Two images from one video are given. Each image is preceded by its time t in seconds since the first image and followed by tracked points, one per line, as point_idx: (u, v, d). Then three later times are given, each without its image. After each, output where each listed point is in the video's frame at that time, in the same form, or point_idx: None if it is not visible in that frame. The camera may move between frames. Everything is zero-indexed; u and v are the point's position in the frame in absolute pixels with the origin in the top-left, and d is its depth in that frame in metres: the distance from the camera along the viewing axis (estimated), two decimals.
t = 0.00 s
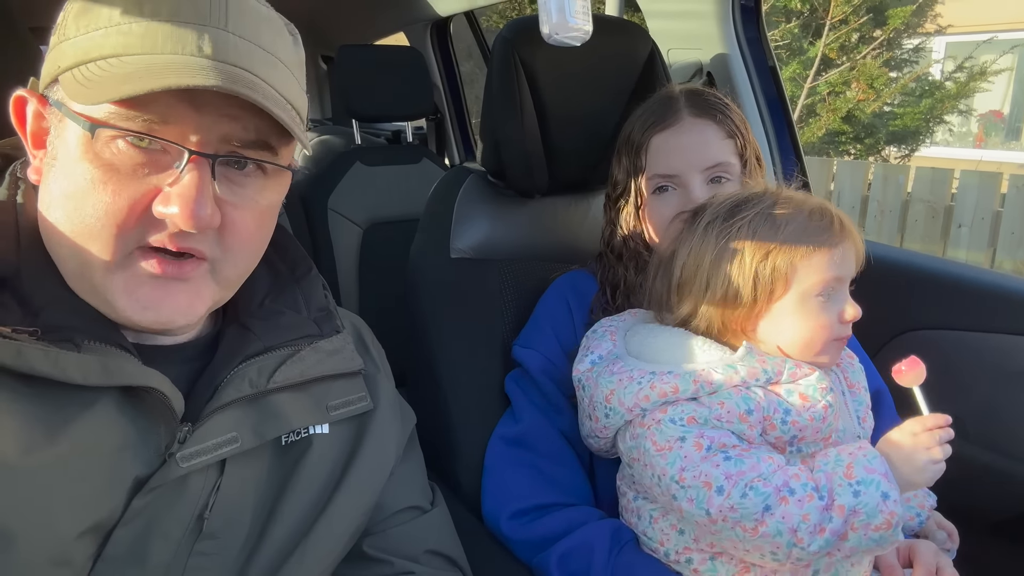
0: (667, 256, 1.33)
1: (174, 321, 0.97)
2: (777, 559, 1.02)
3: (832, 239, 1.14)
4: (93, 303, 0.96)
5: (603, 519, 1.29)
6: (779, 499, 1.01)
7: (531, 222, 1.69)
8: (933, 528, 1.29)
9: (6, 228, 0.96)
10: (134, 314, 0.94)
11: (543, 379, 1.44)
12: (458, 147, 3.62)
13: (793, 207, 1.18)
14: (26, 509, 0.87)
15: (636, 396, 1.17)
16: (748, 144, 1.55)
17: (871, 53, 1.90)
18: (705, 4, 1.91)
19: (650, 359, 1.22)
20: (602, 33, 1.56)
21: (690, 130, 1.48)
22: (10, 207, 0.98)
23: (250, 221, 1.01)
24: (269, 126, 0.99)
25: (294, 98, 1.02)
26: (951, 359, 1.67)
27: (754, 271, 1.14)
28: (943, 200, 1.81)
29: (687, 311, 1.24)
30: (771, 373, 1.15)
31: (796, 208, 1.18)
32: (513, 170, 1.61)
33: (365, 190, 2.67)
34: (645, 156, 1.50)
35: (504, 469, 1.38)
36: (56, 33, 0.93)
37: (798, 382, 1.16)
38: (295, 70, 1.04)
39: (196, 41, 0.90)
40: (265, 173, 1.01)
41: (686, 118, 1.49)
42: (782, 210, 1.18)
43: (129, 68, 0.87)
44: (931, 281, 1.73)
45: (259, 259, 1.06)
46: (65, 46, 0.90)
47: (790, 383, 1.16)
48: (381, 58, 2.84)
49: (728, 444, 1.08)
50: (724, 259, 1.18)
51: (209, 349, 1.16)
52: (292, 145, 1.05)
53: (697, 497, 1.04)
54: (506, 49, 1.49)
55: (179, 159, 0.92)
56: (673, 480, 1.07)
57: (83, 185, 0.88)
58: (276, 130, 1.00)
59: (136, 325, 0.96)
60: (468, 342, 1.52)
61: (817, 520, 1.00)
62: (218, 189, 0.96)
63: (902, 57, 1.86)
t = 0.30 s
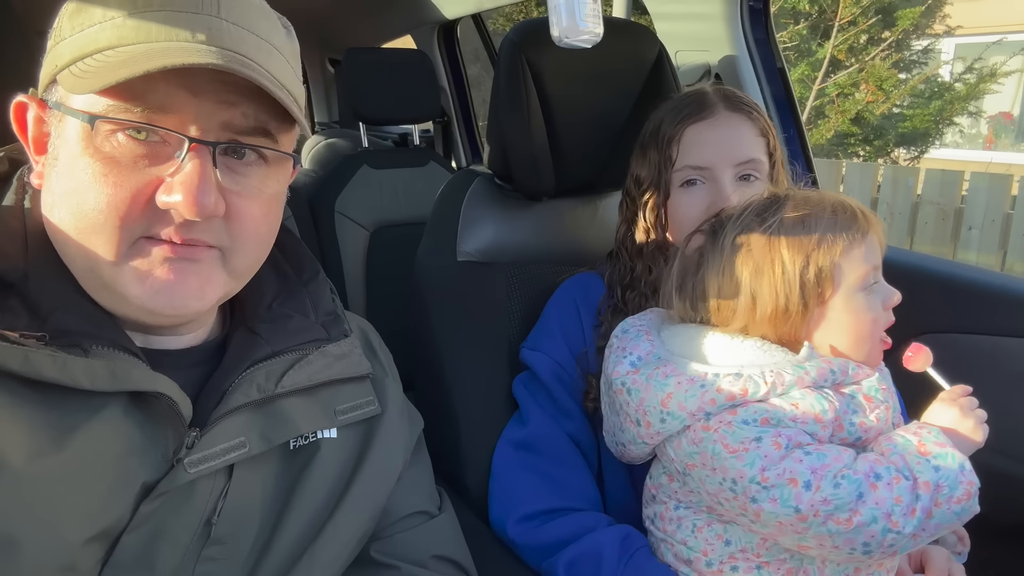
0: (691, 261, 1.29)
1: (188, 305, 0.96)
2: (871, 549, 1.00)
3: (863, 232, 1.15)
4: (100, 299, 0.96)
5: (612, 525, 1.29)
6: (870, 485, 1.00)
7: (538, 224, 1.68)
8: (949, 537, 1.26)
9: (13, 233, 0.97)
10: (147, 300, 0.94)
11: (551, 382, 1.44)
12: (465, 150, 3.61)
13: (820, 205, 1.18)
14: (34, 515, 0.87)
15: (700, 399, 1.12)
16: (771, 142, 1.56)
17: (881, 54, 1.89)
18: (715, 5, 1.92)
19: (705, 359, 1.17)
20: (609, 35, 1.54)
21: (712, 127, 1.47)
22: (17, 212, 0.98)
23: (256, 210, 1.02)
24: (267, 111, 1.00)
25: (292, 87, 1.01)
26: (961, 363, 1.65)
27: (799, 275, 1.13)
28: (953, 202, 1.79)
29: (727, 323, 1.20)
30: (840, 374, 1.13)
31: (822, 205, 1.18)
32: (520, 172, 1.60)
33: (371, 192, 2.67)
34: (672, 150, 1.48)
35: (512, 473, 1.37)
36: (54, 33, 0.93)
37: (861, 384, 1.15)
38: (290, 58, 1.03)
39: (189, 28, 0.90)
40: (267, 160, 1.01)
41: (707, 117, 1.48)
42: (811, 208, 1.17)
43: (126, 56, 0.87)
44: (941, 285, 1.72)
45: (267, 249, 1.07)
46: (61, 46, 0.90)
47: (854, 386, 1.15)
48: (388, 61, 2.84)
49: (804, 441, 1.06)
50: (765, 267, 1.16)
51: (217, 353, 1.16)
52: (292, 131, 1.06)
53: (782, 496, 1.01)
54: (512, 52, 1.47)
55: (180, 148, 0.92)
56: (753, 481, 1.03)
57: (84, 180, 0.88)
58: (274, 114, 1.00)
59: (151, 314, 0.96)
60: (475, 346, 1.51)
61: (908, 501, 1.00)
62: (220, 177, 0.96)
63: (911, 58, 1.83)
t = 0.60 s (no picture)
0: (728, 260, 1.28)
1: (193, 306, 0.97)
2: (917, 558, 1.02)
3: (909, 242, 1.17)
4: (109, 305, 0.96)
5: (620, 531, 1.28)
6: (917, 495, 1.02)
7: (545, 228, 1.68)
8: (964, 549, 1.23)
9: (22, 240, 0.99)
10: (151, 304, 0.94)
11: (559, 385, 1.43)
12: (471, 153, 3.60)
13: (869, 212, 1.19)
14: (39, 521, 0.87)
15: (743, 404, 1.11)
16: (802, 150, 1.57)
17: (887, 57, 1.89)
18: (721, 8, 1.92)
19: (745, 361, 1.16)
20: (615, 38, 1.54)
21: (753, 128, 1.44)
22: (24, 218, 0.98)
23: (260, 211, 1.02)
24: (268, 111, 0.99)
25: (293, 87, 1.01)
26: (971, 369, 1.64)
27: (849, 281, 1.14)
28: (961, 205, 1.77)
29: (768, 324, 1.20)
30: (883, 384, 1.14)
31: (870, 212, 1.19)
32: (526, 175, 1.59)
33: (378, 196, 2.67)
34: (713, 147, 1.44)
35: (519, 478, 1.36)
36: (52, 39, 0.93)
37: (900, 393, 1.16)
38: (291, 57, 1.03)
39: (188, 30, 0.90)
40: (269, 161, 1.01)
41: (749, 118, 1.45)
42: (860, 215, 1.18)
43: (125, 59, 0.87)
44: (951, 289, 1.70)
45: (272, 249, 1.07)
46: (62, 51, 0.91)
47: (893, 394, 1.16)
48: (395, 65, 2.85)
49: (849, 450, 1.06)
50: (815, 270, 1.16)
51: (223, 357, 1.16)
52: (293, 130, 1.05)
53: (828, 505, 1.02)
54: (519, 54, 1.48)
55: (182, 151, 0.92)
56: (799, 490, 1.03)
57: (87, 182, 0.88)
58: (275, 114, 1.00)
59: (156, 315, 0.96)
60: (481, 350, 1.50)
61: (954, 510, 1.02)
62: (224, 178, 0.96)
63: (919, 61, 1.84)
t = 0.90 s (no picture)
0: (747, 262, 1.28)
1: (194, 309, 0.96)
2: (939, 563, 1.00)
3: (936, 252, 1.16)
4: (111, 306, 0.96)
5: (629, 537, 1.27)
6: (934, 499, 1.01)
7: (553, 230, 1.67)
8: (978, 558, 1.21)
9: (26, 241, 0.98)
10: (151, 307, 0.94)
11: (569, 388, 1.41)
12: (479, 156, 3.60)
13: (897, 217, 1.18)
14: (43, 524, 0.86)
15: (758, 411, 1.09)
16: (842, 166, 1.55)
17: (897, 59, 1.85)
18: (730, 10, 1.91)
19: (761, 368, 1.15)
20: (622, 40, 1.53)
21: (833, 140, 1.38)
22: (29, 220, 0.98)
23: (260, 206, 1.01)
24: (267, 105, 0.99)
25: (292, 81, 1.00)
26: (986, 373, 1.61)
27: (872, 287, 1.13)
28: (972, 207, 1.75)
29: (785, 328, 1.19)
30: (901, 391, 1.12)
31: (898, 216, 1.18)
32: (532, 178, 1.58)
33: (384, 198, 2.67)
34: (790, 149, 1.38)
35: (528, 483, 1.35)
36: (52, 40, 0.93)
37: (918, 399, 1.15)
38: (290, 53, 1.02)
39: (184, 22, 0.90)
40: (268, 155, 1.01)
41: (830, 129, 1.39)
42: (888, 219, 1.18)
43: (121, 53, 0.87)
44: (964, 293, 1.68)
45: (273, 247, 1.06)
46: (61, 50, 0.90)
47: (911, 400, 1.15)
48: (402, 67, 2.85)
49: (866, 456, 1.04)
50: (839, 275, 1.15)
51: (229, 359, 1.16)
52: (293, 126, 1.05)
53: (846, 512, 1.01)
54: (526, 56, 1.47)
55: (181, 145, 0.91)
56: (816, 497, 1.02)
57: (87, 180, 0.88)
58: (275, 108, 0.99)
59: (155, 318, 0.95)
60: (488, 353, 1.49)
61: (972, 513, 1.01)
62: (223, 172, 0.95)
63: (928, 63, 1.79)
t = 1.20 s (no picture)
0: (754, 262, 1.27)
1: (201, 315, 0.97)
2: (945, 558, 1.00)
3: (944, 257, 1.16)
4: (118, 310, 0.96)
5: (636, 539, 1.27)
6: (938, 492, 1.01)
7: (559, 232, 1.67)
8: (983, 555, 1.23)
9: (33, 243, 0.98)
10: (160, 312, 0.94)
11: (578, 388, 1.41)
12: (484, 158, 3.61)
13: (910, 221, 1.17)
14: (50, 527, 0.86)
15: (761, 410, 1.09)
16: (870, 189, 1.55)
17: (904, 60, 1.81)
18: (737, 11, 1.91)
19: (765, 369, 1.15)
20: (628, 43, 1.53)
21: (883, 161, 1.37)
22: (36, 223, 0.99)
23: (267, 211, 1.01)
24: (275, 111, 0.99)
25: (299, 86, 1.00)
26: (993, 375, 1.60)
27: (880, 291, 1.13)
28: (979, 209, 1.75)
29: (789, 327, 1.19)
30: (903, 390, 1.12)
31: (911, 219, 1.18)
32: (537, 180, 1.58)
33: (390, 201, 2.67)
34: (839, 160, 1.36)
35: (534, 485, 1.35)
36: (59, 44, 0.93)
37: (921, 398, 1.15)
38: (297, 57, 1.03)
39: (193, 30, 0.90)
40: (276, 161, 1.01)
41: (879, 150, 1.38)
42: (900, 221, 1.17)
43: (130, 61, 0.87)
44: (971, 295, 1.67)
45: (279, 252, 1.06)
46: (68, 55, 0.90)
47: (914, 399, 1.15)
48: (407, 70, 2.85)
49: (869, 453, 1.04)
50: (848, 277, 1.15)
51: (235, 361, 1.16)
52: (300, 130, 1.05)
53: (851, 508, 1.00)
54: (532, 57, 1.47)
55: (189, 151, 0.91)
56: (820, 495, 1.01)
57: (95, 187, 0.88)
58: (282, 114, 1.00)
59: (163, 323, 0.96)
60: (494, 355, 1.49)
61: (975, 505, 1.01)
62: (230, 178, 0.96)
63: (935, 64, 1.76)
